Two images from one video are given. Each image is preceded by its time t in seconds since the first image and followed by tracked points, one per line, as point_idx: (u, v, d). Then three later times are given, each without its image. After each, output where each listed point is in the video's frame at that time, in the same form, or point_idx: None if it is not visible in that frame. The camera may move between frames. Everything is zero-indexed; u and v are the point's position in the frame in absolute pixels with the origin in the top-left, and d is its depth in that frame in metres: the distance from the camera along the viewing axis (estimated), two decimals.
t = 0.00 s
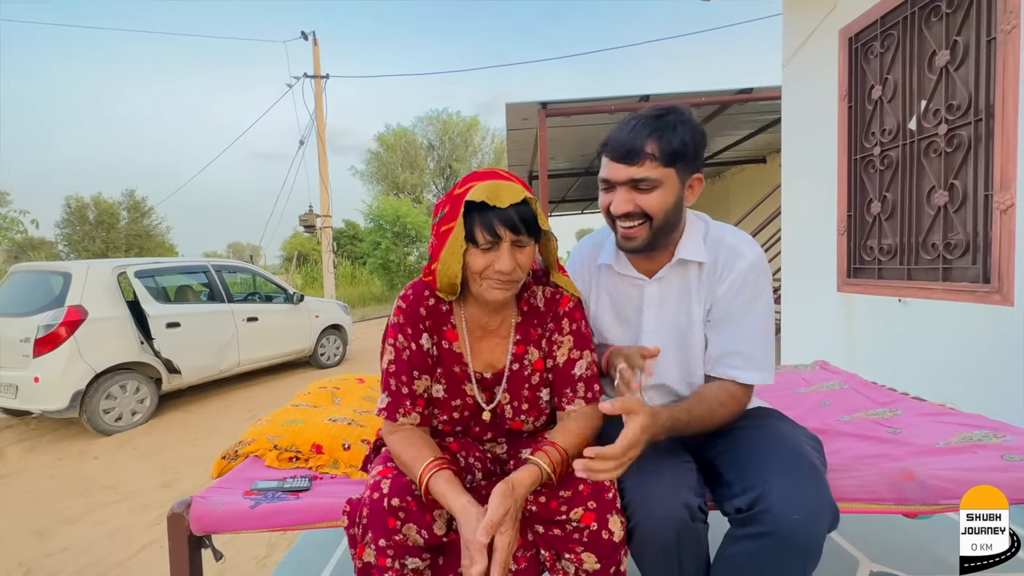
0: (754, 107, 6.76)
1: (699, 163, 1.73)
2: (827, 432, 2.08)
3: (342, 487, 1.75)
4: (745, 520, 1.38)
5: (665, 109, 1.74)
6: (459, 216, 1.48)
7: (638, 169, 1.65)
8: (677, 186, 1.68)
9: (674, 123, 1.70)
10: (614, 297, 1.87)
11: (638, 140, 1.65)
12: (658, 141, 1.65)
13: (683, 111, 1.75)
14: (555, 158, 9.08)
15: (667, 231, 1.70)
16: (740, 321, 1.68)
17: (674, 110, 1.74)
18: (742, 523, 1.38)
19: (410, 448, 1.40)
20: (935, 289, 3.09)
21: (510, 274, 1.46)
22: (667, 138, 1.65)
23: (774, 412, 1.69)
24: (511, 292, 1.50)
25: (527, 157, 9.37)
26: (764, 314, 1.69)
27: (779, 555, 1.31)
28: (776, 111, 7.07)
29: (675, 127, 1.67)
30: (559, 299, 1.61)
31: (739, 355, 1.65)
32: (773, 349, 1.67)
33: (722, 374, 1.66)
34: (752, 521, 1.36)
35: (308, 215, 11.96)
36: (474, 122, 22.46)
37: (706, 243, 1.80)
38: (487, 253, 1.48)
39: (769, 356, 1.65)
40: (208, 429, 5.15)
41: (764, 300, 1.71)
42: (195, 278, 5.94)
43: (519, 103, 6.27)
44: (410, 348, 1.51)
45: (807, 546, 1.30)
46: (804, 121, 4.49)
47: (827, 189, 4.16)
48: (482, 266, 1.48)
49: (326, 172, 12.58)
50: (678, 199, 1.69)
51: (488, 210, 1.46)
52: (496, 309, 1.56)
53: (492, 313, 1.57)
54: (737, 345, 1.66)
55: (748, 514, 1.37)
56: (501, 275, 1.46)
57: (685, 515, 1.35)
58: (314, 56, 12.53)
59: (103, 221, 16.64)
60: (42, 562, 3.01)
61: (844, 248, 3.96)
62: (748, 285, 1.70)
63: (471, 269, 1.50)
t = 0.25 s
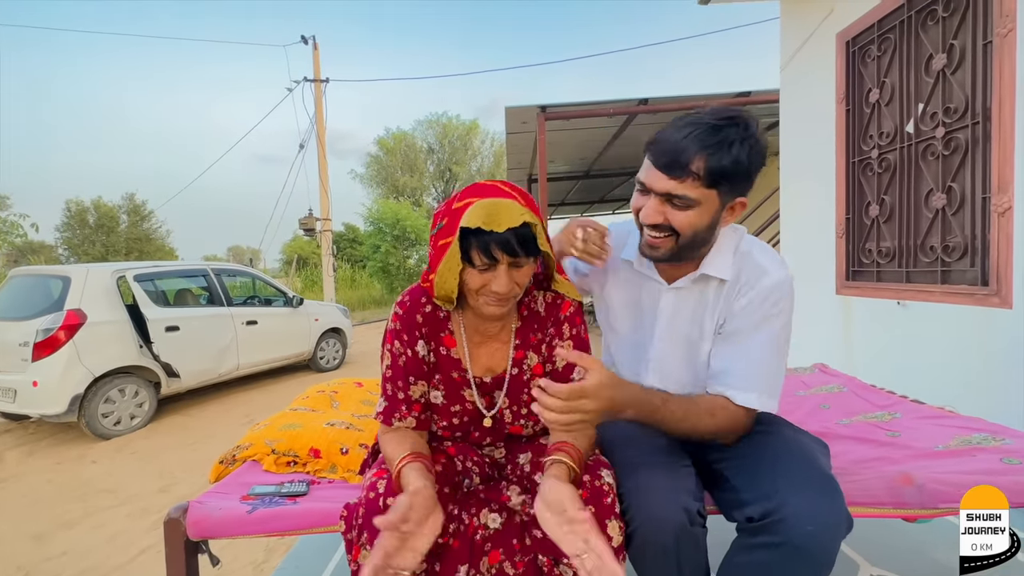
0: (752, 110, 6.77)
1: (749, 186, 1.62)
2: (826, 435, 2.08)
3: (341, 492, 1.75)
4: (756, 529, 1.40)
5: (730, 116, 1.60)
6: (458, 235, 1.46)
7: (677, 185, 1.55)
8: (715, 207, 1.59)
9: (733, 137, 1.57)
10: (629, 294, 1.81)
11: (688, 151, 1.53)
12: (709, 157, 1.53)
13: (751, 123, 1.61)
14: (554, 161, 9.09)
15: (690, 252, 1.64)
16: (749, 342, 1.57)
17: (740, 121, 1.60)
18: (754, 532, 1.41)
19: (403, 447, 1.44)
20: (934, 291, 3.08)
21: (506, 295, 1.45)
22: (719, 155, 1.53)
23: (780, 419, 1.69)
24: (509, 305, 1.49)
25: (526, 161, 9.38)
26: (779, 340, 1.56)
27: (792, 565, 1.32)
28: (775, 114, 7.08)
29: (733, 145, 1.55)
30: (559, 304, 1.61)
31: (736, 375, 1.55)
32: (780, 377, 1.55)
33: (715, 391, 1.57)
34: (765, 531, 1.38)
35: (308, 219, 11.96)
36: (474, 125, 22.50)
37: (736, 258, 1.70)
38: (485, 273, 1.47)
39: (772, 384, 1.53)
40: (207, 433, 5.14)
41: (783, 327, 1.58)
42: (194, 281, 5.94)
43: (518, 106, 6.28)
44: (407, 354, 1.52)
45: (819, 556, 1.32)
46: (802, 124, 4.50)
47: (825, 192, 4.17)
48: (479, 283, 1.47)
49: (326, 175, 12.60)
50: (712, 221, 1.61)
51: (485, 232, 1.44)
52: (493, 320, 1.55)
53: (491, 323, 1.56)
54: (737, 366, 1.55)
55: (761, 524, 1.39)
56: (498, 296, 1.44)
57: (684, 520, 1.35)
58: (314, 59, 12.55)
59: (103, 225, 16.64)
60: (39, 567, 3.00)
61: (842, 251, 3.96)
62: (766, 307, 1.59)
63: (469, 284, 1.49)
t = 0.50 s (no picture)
0: (751, 113, 6.78)
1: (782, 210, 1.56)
2: (825, 439, 2.08)
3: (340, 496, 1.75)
4: (756, 534, 1.41)
5: (777, 133, 1.50)
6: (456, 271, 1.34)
7: (708, 204, 1.49)
8: (742, 229, 1.53)
9: (776, 159, 1.48)
10: (643, 299, 1.78)
11: (727, 171, 1.45)
12: (747, 180, 1.46)
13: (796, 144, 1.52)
14: (553, 164, 9.10)
15: (708, 268, 1.60)
16: (767, 362, 1.56)
17: (786, 140, 1.50)
18: (753, 538, 1.41)
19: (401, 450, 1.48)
20: (933, 295, 3.08)
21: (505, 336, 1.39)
22: (757, 178, 1.46)
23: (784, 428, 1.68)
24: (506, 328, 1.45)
25: (526, 164, 9.40)
26: (795, 363, 1.56)
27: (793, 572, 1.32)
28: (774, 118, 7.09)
29: (774, 168, 1.47)
30: (559, 309, 1.57)
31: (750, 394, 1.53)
32: (792, 400, 1.55)
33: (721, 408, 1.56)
34: (765, 536, 1.38)
35: (308, 222, 11.97)
36: (474, 129, 22.55)
37: (760, 273, 1.68)
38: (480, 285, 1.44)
39: (784, 407, 1.53)
40: (205, 438, 5.13)
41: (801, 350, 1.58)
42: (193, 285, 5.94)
43: (517, 110, 6.29)
44: (399, 362, 1.52)
45: (820, 563, 1.30)
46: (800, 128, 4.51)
47: (823, 195, 4.18)
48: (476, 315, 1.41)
49: (326, 179, 12.62)
50: (737, 241, 1.56)
51: (486, 281, 1.32)
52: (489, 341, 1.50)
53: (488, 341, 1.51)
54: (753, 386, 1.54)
55: (760, 530, 1.40)
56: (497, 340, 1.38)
57: (681, 527, 1.37)
58: (314, 63, 12.58)
59: (103, 229, 16.67)
60: (36, 572, 3.00)
61: (841, 254, 3.96)
62: (787, 328, 1.58)
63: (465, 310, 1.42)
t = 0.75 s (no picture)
0: (752, 134, 6.84)
1: (778, 230, 1.57)
2: (828, 460, 2.06)
3: (338, 513, 1.72)
4: (759, 554, 1.41)
5: (788, 154, 1.52)
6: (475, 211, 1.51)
7: (701, 202, 1.55)
8: (732, 237, 1.56)
9: (777, 176, 1.51)
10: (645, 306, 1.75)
11: (723, 170, 1.51)
12: (740, 184, 1.51)
13: (805, 168, 1.55)
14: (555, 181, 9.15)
15: (704, 272, 1.61)
16: (768, 379, 1.50)
17: (795, 163, 1.53)
18: (757, 556, 1.41)
19: (422, 458, 1.41)
20: (934, 316, 3.07)
21: (516, 266, 1.48)
22: (751, 185, 1.50)
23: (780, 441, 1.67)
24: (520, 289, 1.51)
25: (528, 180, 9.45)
26: (798, 383, 1.50)
27: None
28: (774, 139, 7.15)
29: (772, 182, 1.50)
30: (567, 312, 1.65)
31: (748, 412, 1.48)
32: (793, 420, 1.48)
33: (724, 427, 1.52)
34: (769, 556, 1.39)
35: (309, 235, 12.00)
36: (476, 145, 22.73)
37: (764, 291, 1.63)
38: (494, 248, 1.50)
39: (784, 427, 1.47)
40: (200, 450, 5.08)
41: (804, 370, 1.52)
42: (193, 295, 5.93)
43: (520, 127, 6.34)
44: (418, 358, 1.51)
45: None
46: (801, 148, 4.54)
47: (822, 215, 4.20)
48: (491, 262, 1.49)
49: (329, 192, 12.69)
50: (728, 250, 1.58)
51: (500, 206, 1.51)
52: (500, 312, 1.57)
53: (500, 315, 1.58)
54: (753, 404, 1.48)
55: (764, 549, 1.40)
56: (508, 268, 1.47)
57: (684, 547, 1.35)
58: (320, 78, 12.71)
59: (104, 237, 16.70)
60: None
61: (841, 274, 3.96)
62: (791, 347, 1.52)
63: (481, 266, 1.52)
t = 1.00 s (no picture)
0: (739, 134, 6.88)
1: (769, 227, 1.58)
2: (813, 456, 2.07)
3: (323, 517, 1.70)
4: (747, 553, 1.40)
5: (780, 150, 1.54)
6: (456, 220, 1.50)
7: (695, 195, 1.54)
8: (724, 233, 1.56)
9: (770, 171, 1.52)
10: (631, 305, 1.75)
11: (717, 164, 1.52)
12: (734, 178, 1.51)
13: (797, 165, 1.56)
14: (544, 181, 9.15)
15: (693, 269, 1.61)
16: (753, 379, 1.50)
17: (787, 159, 1.54)
18: (745, 556, 1.41)
19: (406, 463, 1.40)
20: (916, 312, 3.11)
21: (503, 269, 1.48)
22: (745, 180, 1.50)
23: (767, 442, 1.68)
24: (508, 291, 1.50)
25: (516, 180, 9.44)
26: (783, 382, 1.50)
27: None
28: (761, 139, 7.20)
29: (765, 177, 1.51)
30: (555, 312, 1.64)
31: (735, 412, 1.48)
32: (780, 420, 1.48)
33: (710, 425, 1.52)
34: (757, 554, 1.38)
35: (296, 235, 11.88)
36: (465, 145, 22.69)
37: (749, 290, 1.64)
38: (480, 252, 1.49)
39: (770, 427, 1.47)
40: (184, 455, 5.01)
41: (789, 369, 1.52)
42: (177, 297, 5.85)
43: (508, 127, 6.32)
44: (402, 364, 1.49)
45: None
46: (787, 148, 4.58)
47: (807, 214, 4.23)
48: (476, 266, 1.48)
49: (316, 192, 12.58)
50: (719, 246, 1.58)
51: (479, 211, 1.50)
52: (489, 314, 1.56)
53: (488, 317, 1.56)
54: (739, 403, 1.49)
55: (751, 548, 1.39)
56: (495, 271, 1.47)
57: (674, 546, 1.35)
58: (306, 76, 12.59)
59: (85, 239, 16.41)
60: None
61: (826, 272, 3.99)
62: (776, 345, 1.52)
63: (466, 270, 1.50)
